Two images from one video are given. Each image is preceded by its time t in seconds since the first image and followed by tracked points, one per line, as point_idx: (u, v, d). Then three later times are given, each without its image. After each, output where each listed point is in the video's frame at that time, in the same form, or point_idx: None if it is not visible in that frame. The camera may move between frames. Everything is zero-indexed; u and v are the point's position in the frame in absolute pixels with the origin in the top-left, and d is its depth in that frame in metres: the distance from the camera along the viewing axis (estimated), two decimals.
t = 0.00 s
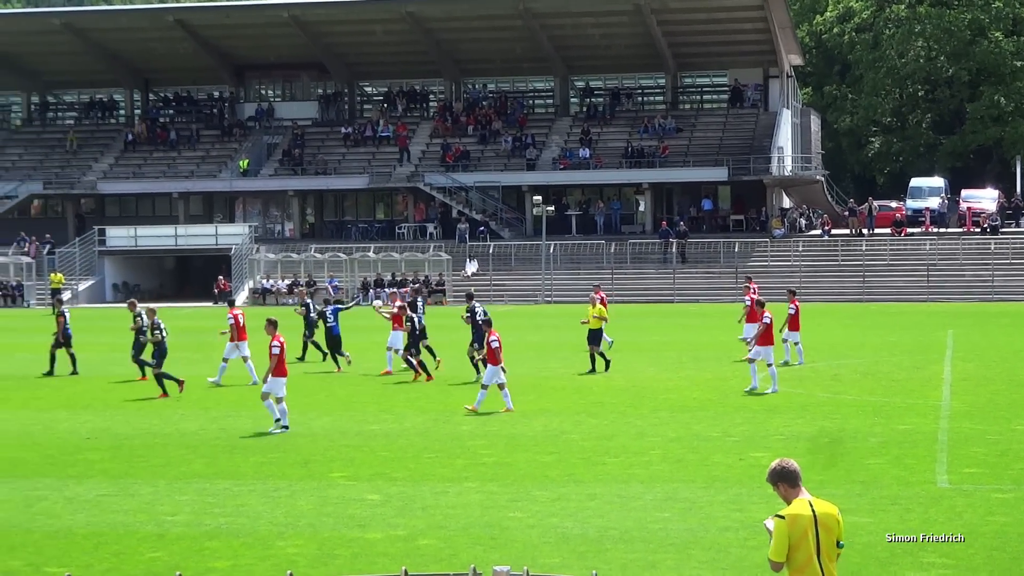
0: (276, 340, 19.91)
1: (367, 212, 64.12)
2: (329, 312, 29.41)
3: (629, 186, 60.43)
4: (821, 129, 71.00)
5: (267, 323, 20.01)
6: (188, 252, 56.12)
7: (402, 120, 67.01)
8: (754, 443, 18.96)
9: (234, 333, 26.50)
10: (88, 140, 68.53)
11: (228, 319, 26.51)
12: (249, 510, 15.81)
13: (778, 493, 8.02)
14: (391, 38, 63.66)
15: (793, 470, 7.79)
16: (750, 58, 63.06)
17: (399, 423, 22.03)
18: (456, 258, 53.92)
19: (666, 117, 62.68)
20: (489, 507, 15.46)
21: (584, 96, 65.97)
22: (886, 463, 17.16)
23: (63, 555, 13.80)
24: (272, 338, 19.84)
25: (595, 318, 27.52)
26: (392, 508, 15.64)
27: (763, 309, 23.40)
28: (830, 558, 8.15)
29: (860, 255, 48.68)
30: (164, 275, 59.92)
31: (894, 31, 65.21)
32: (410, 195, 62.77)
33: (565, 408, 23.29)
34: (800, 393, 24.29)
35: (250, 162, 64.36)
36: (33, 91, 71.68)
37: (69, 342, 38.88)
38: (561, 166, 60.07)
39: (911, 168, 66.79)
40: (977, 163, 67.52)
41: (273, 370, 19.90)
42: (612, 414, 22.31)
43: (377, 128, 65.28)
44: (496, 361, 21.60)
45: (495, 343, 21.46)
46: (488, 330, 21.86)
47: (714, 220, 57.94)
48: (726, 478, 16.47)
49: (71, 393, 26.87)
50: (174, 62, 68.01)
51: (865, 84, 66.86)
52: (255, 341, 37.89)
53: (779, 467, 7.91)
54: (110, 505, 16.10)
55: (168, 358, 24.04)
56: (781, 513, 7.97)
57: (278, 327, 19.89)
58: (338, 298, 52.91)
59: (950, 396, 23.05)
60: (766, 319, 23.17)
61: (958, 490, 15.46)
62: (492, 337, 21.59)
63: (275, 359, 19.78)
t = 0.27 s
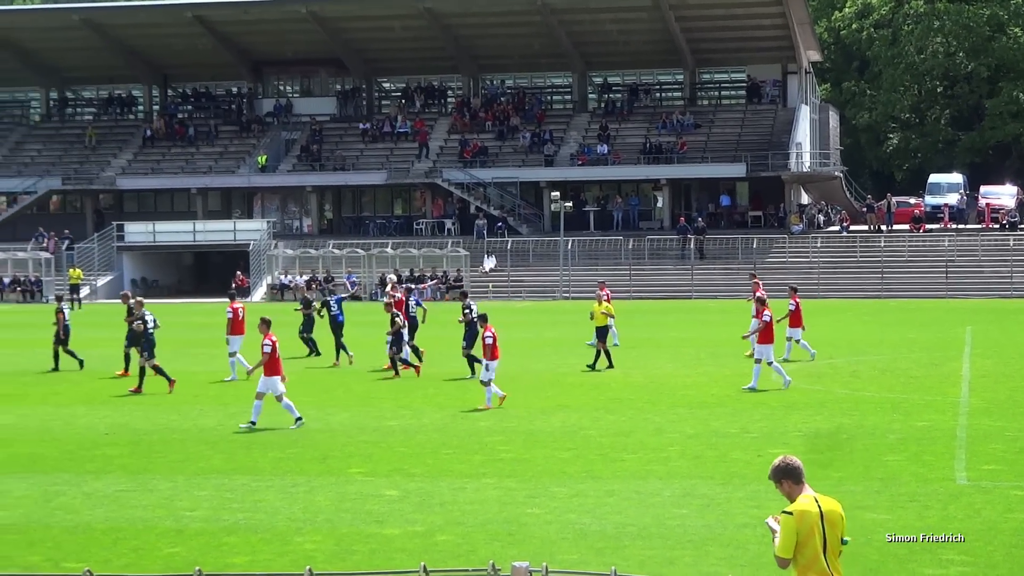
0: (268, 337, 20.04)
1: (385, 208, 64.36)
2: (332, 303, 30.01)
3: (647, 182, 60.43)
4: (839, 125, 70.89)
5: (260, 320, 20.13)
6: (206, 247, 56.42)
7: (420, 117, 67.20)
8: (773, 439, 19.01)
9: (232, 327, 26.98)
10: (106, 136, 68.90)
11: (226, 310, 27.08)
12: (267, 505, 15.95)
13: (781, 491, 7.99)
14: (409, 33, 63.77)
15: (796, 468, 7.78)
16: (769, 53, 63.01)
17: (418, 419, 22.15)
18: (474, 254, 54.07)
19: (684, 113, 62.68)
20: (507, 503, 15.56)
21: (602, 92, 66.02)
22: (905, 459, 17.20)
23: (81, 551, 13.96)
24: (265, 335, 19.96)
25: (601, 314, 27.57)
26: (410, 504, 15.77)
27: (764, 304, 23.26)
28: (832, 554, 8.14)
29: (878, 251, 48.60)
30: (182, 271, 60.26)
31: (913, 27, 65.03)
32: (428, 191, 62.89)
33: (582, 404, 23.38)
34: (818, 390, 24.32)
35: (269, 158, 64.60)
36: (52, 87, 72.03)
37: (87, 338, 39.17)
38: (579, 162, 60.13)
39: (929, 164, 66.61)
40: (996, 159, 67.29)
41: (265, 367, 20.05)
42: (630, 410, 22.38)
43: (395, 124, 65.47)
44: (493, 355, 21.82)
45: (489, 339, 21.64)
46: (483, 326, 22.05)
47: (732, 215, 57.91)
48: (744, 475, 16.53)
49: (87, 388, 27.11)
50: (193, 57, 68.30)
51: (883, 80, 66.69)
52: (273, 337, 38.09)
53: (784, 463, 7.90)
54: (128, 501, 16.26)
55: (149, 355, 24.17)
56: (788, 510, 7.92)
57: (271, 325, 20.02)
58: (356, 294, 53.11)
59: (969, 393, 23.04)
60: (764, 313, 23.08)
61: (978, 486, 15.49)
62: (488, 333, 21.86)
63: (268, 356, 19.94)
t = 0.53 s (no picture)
0: (263, 334, 20.22)
1: (407, 207, 64.62)
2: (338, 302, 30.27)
3: (669, 181, 60.42)
4: (862, 124, 70.71)
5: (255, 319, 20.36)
6: (229, 246, 56.77)
7: (443, 116, 67.43)
8: (795, 439, 19.05)
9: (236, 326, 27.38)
10: (129, 135, 69.36)
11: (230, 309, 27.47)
12: (290, 504, 16.12)
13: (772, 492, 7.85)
14: (431, 32, 63.93)
15: (797, 468, 7.70)
16: (792, 53, 62.96)
17: (440, 418, 22.29)
18: (496, 253, 54.23)
19: (707, 113, 62.67)
20: (530, 502, 15.68)
21: (624, 91, 66.07)
22: (928, 459, 17.22)
23: (105, 549, 14.16)
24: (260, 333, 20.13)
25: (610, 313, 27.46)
26: (433, 503, 15.90)
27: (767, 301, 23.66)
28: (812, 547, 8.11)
29: (901, 251, 48.48)
30: (205, 269, 60.67)
31: (937, 26, 64.83)
32: (451, 190, 63.04)
33: (604, 403, 23.46)
34: (840, 390, 24.35)
35: (291, 157, 64.90)
36: (75, 86, 72.55)
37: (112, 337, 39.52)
38: (602, 161, 60.18)
39: (952, 164, 66.37)
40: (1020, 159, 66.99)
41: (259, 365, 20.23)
42: (653, 410, 22.46)
43: (418, 124, 65.69)
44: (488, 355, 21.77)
45: (484, 340, 21.64)
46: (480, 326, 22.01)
47: (755, 215, 57.85)
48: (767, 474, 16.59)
49: (109, 387, 27.39)
50: (217, 56, 68.67)
51: (906, 79, 66.49)
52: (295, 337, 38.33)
53: (777, 462, 7.77)
54: (151, 500, 16.46)
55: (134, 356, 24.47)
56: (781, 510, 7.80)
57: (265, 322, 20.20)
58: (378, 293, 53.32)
59: (993, 393, 23.01)
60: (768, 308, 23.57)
61: (1001, 486, 15.51)
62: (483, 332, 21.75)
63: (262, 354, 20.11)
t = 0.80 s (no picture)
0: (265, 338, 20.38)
1: (437, 207, 64.93)
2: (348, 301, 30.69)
3: (699, 181, 60.39)
4: (892, 124, 70.49)
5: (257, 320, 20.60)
6: (260, 247, 57.21)
7: (473, 117, 67.69)
8: (826, 439, 19.13)
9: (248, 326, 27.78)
10: (160, 136, 69.98)
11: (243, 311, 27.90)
12: (321, 505, 16.36)
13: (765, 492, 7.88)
14: (461, 33, 64.17)
15: (789, 463, 7.84)
16: (821, 52, 62.87)
17: (471, 419, 22.50)
18: (526, 254, 54.41)
19: (737, 113, 62.63)
20: (560, 503, 15.85)
21: (653, 92, 66.12)
22: (960, 459, 17.27)
23: (137, 550, 14.44)
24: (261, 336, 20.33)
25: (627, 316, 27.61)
26: (464, 504, 16.10)
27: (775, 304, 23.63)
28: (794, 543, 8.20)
29: (932, 250, 48.32)
30: (236, 270, 61.19)
31: (967, 25, 64.51)
32: (481, 191, 63.26)
33: (634, 404, 23.59)
34: (871, 390, 24.37)
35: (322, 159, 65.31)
36: (106, 88, 73.26)
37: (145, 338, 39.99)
38: (631, 161, 60.24)
39: (983, 163, 65.99)
40: None
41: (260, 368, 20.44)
42: (683, 410, 22.58)
43: (448, 124, 66.00)
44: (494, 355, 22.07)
45: (491, 339, 22.01)
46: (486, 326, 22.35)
47: (784, 215, 57.76)
48: (796, 474, 16.69)
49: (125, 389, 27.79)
50: (248, 58, 69.18)
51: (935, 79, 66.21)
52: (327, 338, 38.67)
53: (768, 459, 7.82)
54: (184, 500, 16.75)
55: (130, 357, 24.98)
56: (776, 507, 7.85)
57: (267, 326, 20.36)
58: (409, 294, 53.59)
59: None
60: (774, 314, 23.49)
61: None
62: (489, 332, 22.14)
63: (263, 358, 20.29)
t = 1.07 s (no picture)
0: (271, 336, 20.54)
1: (467, 206, 65.14)
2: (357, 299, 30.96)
3: (729, 179, 60.28)
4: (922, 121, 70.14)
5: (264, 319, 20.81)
6: (290, 246, 57.60)
7: (502, 115, 67.86)
8: (858, 438, 19.14)
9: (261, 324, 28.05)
10: (190, 136, 70.50)
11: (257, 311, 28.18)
12: (351, 504, 16.54)
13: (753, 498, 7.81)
14: (490, 31, 64.30)
15: (773, 466, 7.81)
16: (851, 50, 62.65)
17: (501, 418, 22.63)
18: (556, 252, 54.51)
19: (767, 110, 62.49)
20: (591, 502, 15.96)
21: (683, 89, 66.05)
22: (993, 458, 17.26)
23: (168, 549, 14.66)
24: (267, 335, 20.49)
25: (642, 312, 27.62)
26: (495, 503, 16.24)
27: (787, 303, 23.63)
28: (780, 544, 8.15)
29: (963, 248, 48.09)
30: (266, 270, 61.62)
31: (998, 21, 64.08)
32: (510, 190, 63.40)
33: (664, 403, 23.65)
34: (902, 389, 24.34)
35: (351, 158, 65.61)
36: (136, 88, 73.85)
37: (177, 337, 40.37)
38: (661, 159, 60.19)
39: (1015, 160, 65.55)
40: None
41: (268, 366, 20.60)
42: (713, 409, 22.62)
43: (478, 123, 66.20)
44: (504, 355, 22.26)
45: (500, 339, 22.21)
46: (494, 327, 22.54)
47: (814, 212, 57.58)
48: (828, 473, 16.73)
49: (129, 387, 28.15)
50: (278, 57, 69.55)
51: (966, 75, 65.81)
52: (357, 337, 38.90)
53: (753, 465, 7.74)
54: (215, 500, 16.98)
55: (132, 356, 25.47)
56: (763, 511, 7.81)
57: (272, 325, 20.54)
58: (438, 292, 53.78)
59: None
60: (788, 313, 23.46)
61: None
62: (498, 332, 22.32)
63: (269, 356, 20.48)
